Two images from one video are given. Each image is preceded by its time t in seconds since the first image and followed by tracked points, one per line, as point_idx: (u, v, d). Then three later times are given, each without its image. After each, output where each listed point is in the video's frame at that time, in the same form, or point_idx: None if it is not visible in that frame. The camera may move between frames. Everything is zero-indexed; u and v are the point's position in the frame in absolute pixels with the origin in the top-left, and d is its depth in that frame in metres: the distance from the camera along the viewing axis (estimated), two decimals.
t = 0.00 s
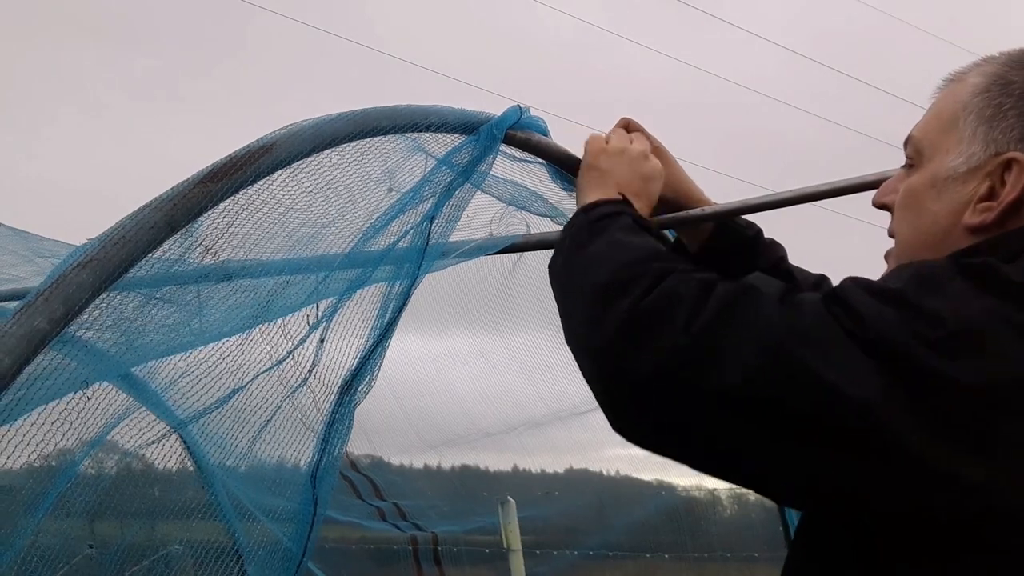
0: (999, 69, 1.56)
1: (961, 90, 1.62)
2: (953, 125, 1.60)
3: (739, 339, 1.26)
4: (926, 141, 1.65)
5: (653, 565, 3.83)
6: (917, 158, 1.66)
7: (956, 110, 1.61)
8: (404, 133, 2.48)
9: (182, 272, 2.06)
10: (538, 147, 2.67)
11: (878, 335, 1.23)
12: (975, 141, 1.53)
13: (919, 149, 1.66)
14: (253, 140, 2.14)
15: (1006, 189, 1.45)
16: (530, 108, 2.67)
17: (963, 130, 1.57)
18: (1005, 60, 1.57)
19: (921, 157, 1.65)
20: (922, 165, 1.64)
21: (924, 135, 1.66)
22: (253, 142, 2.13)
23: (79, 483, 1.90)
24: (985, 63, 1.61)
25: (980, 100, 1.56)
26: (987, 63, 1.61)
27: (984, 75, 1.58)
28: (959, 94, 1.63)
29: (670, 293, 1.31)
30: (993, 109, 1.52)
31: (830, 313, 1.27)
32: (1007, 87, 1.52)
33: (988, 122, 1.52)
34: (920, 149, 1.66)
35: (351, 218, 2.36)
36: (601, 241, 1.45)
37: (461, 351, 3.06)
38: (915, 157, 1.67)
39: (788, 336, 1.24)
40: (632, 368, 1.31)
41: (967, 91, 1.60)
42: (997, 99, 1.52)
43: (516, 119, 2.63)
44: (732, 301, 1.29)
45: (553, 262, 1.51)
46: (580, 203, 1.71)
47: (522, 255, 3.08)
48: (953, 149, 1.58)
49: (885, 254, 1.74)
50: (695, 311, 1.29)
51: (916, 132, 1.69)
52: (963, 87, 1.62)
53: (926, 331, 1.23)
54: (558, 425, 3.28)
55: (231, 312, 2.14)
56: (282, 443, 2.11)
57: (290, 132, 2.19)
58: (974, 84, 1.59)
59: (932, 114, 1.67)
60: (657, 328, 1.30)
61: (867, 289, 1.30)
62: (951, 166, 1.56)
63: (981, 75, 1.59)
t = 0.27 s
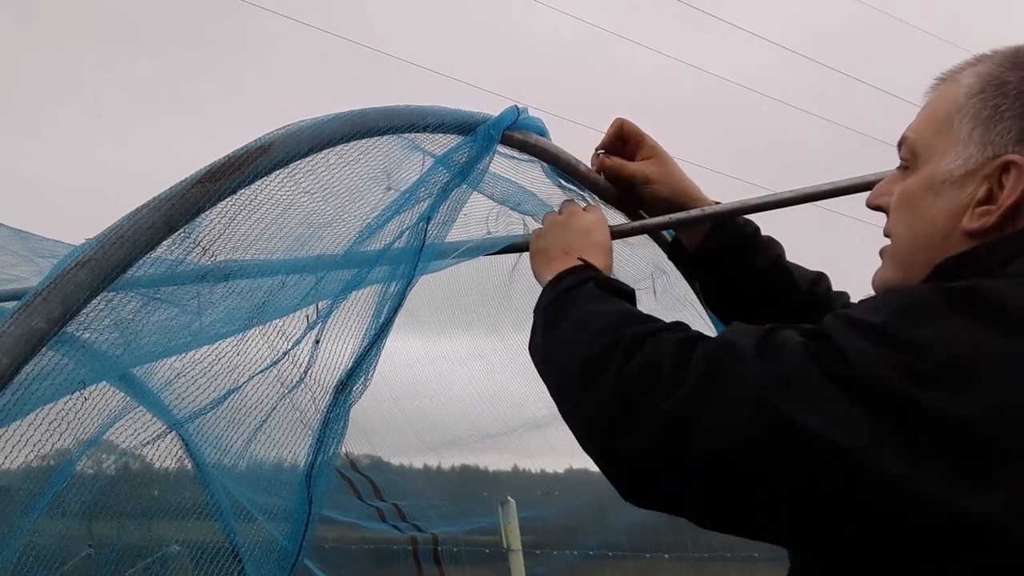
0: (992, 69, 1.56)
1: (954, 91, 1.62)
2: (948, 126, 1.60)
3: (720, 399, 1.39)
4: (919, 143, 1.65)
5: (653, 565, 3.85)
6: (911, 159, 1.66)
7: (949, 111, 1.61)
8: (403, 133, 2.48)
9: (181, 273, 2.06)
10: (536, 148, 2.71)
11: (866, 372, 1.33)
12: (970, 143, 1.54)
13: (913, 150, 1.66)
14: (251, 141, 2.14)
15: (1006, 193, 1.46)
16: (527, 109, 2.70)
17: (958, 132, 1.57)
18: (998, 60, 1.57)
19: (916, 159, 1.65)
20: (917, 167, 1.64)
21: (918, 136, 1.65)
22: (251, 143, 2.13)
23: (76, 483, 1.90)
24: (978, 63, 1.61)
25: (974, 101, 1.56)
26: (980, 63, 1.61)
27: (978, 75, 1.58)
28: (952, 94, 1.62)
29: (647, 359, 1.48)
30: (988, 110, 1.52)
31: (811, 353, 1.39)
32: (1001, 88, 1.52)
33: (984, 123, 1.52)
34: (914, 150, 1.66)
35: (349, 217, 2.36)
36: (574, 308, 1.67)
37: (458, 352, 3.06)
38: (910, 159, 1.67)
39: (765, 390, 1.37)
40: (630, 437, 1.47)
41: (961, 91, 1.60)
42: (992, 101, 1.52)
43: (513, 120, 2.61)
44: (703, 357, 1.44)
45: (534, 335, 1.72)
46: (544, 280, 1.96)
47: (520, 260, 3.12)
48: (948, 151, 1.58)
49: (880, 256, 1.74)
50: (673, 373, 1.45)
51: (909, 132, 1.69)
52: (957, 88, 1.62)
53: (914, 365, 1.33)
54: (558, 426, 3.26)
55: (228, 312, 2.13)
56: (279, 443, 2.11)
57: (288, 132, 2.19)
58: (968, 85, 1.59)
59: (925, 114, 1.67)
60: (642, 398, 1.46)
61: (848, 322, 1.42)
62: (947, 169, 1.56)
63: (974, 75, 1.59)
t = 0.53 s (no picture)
0: (982, 71, 1.56)
1: (943, 92, 1.62)
2: (937, 128, 1.60)
3: (705, 405, 1.42)
4: (909, 144, 1.65)
5: (652, 565, 3.87)
6: (901, 160, 1.67)
7: (939, 113, 1.61)
8: (405, 134, 2.48)
9: (183, 271, 2.06)
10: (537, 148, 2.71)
11: (844, 379, 1.36)
12: (959, 146, 1.54)
13: (902, 151, 1.67)
14: (253, 141, 2.14)
15: (994, 197, 1.47)
16: (529, 109, 2.71)
17: (946, 135, 1.58)
18: (989, 62, 1.57)
19: (906, 160, 1.65)
20: (907, 169, 1.65)
21: (908, 137, 1.66)
22: (253, 144, 2.14)
23: (79, 483, 1.90)
24: (968, 65, 1.61)
25: (963, 103, 1.56)
26: (970, 64, 1.61)
27: (968, 77, 1.58)
28: (941, 95, 1.63)
29: (634, 365, 1.51)
30: (977, 112, 1.53)
31: (792, 359, 1.41)
32: (990, 91, 1.52)
33: (973, 126, 1.53)
34: (904, 151, 1.66)
35: (351, 217, 2.37)
36: (560, 312, 1.68)
37: (457, 350, 3.05)
38: (899, 160, 1.67)
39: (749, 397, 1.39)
40: (617, 442, 1.48)
41: (950, 94, 1.60)
42: (981, 103, 1.53)
43: (516, 122, 2.61)
44: (688, 363, 1.46)
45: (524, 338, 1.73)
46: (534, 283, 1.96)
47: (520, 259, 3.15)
48: (937, 154, 1.59)
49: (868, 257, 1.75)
50: (658, 379, 1.47)
51: (898, 133, 1.70)
52: (946, 89, 1.62)
53: (891, 373, 1.35)
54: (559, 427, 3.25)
55: (232, 311, 2.14)
56: (283, 443, 2.12)
57: (291, 133, 2.20)
58: (957, 87, 1.59)
59: (914, 115, 1.67)
60: (628, 403, 1.48)
61: (829, 331, 1.44)
62: (936, 172, 1.57)
63: (963, 77, 1.60)
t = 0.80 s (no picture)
0: (969, 71, 1.55)
1: (931, 92, 1.61)
2: (925, 129, 1.59)
3: (691, 403, 1.41)
4: (896, 144, 1.65)
5: (652, 565, 3.88)
6: (889, 160, 1.66)
7: (926, 113, 1.60)
8: (404, 133, 2.46)
9: (181, 269, 2.06)
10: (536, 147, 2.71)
11: (828, 379, 1.35)
12: (946, 147, 1.53)
13: (890, 151, 1.66)
14: (252, 140, 2.14)
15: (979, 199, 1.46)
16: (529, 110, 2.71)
17: (933, 135, 1.57)
18: (977, 61, 1.56)
19: (893, 160, 1.65)
20: (894, 169, 1.64)
21: (895, 137, 1.65)
22: (252, 142, 2.13)
23: (77, 483, 1.90)
24: (957, 64, 1.60)
25: (950, 103, 1.55)
26: (958, 63, 1.59)
27: (955, 77, 1.57)
28: (929, 95, 1.62)
29: (621, 364, 1.50)
30: (963, 113, 1.52)
31: (775, 358, 1.41)
32: (976, 91, 1.51)
33: (959, 127, 1.52)
34: (892, 151, 1.66)
35: (349, 216, 2.36)
36: (551, 312, 1.69)
37: (458, 348, 3.06)
38: (886, 160, 1.67)
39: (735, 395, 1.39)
40: (605, 442, 1.49)
41: (937, 94, 1.59)
42: (967, 104, 1.52)
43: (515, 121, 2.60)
44: (674, 362, 1.46)
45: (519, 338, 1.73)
46: (530, 281, 1.95)
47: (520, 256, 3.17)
48: (924, 154, 1.58)
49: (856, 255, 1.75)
50: (645, 378, 1.47)
51: (886, 133, 1.69)
52: (934, 89, 1.61)
53: (874, 373, 1.34)
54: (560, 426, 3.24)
55: (230, 310, 2.13)
56: (281, 442, 2.12)
57: (290, 132, 2.19)
58: (945, 87, 1.58)
59: (902, 115, 1.66)
60: (614, 403, 1.49)
61: (812, 330, 1.44)
62: (923, 173, 1.57)
63: (950, 77, 1.58)
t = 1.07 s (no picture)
0: (952, 72, 1.55)
1: (914, 94, 1.61)
2: (907, 130, 1.60)
3: (674, 408, 1.42)
4: (880, 146, 1.65)
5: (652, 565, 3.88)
6: (872, 161, 1.66)
7: (910, 114, 1.60)
8: (402, 134, 2.46)
9: (181, 270, 2.06)
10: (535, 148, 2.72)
11: (810, 380, 1.36)
12: (927, 148, 1.54)
13: (874, 152, 1.66)
14: (251, 141, 2.14)
15: (960, 200, 1.47)
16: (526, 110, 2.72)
17: (915, 136, 1.57)
18: (960, 62, 1.56)
19: (877, 161, 1.65)
20: (877, 170, 1.64)
21: (879, 138, 1.66)
22: (251, 143, 2.13)
23: (75, 483, 1.90)
24: (940, 65, 1.60)
25: (932, 105, 1.56)
26: (942, 64, 1.60)
27: (938, 78, 1.57)
28: (912, 96, 1.62)
29: (604, 368, 1.51)
30: (945, 114, 1.52)
31: (757, 362, 1.42)
32: (957, 92, 1.51)
33: (941, 128, 1.52)
34: (875, 152, 1.66)
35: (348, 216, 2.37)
36: (541, 318, 1.69)
37: (461, 350, 3.06)
38: (870, 161, 1.67)
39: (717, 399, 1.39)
40: (588, 445, 1.48)
41: (920, 95, 1.59)
42: (948, 105, 1.52)
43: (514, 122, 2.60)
44: (656, 367, 1.47)
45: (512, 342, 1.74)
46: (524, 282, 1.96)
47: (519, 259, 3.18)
48: (906, 155, 1.58)
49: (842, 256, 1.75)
50: (627, 382, 1.47)
51: (870, 134, 1.69)
52: (917, 91, 1.61)
53: (854, 375, 1.34)
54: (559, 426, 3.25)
55: (230, 309, 2.13)
56: (279, 442, 2.13)
57: (289, 133, 2.19)
58: (927, 88, 1.58)
59: (886, 117, 1.67)
60: (598, 406, 1.49)
61: (792, 332, 1.44)
62: (904, 174, 1.57)
63: (933, 78, 1.59)
